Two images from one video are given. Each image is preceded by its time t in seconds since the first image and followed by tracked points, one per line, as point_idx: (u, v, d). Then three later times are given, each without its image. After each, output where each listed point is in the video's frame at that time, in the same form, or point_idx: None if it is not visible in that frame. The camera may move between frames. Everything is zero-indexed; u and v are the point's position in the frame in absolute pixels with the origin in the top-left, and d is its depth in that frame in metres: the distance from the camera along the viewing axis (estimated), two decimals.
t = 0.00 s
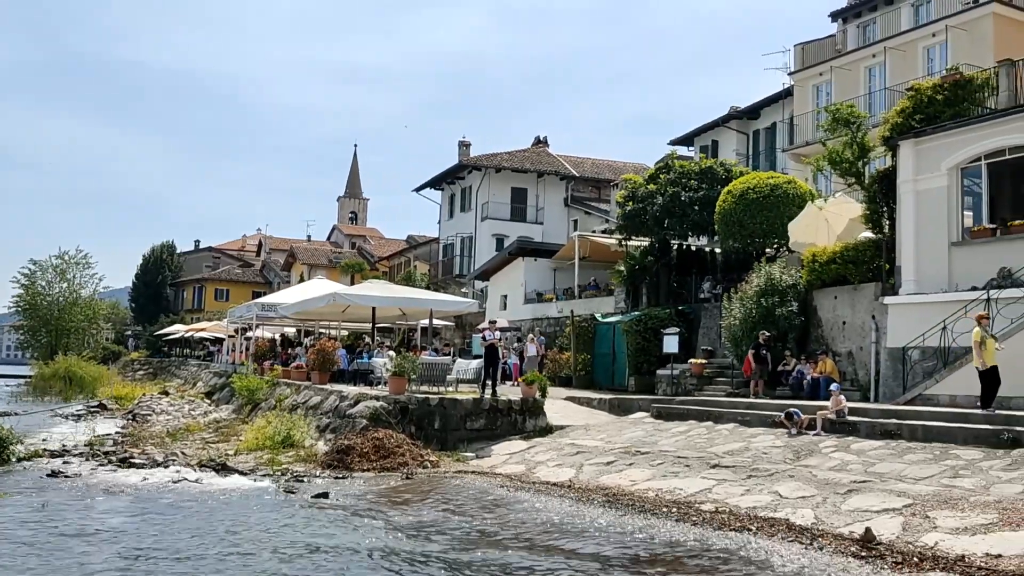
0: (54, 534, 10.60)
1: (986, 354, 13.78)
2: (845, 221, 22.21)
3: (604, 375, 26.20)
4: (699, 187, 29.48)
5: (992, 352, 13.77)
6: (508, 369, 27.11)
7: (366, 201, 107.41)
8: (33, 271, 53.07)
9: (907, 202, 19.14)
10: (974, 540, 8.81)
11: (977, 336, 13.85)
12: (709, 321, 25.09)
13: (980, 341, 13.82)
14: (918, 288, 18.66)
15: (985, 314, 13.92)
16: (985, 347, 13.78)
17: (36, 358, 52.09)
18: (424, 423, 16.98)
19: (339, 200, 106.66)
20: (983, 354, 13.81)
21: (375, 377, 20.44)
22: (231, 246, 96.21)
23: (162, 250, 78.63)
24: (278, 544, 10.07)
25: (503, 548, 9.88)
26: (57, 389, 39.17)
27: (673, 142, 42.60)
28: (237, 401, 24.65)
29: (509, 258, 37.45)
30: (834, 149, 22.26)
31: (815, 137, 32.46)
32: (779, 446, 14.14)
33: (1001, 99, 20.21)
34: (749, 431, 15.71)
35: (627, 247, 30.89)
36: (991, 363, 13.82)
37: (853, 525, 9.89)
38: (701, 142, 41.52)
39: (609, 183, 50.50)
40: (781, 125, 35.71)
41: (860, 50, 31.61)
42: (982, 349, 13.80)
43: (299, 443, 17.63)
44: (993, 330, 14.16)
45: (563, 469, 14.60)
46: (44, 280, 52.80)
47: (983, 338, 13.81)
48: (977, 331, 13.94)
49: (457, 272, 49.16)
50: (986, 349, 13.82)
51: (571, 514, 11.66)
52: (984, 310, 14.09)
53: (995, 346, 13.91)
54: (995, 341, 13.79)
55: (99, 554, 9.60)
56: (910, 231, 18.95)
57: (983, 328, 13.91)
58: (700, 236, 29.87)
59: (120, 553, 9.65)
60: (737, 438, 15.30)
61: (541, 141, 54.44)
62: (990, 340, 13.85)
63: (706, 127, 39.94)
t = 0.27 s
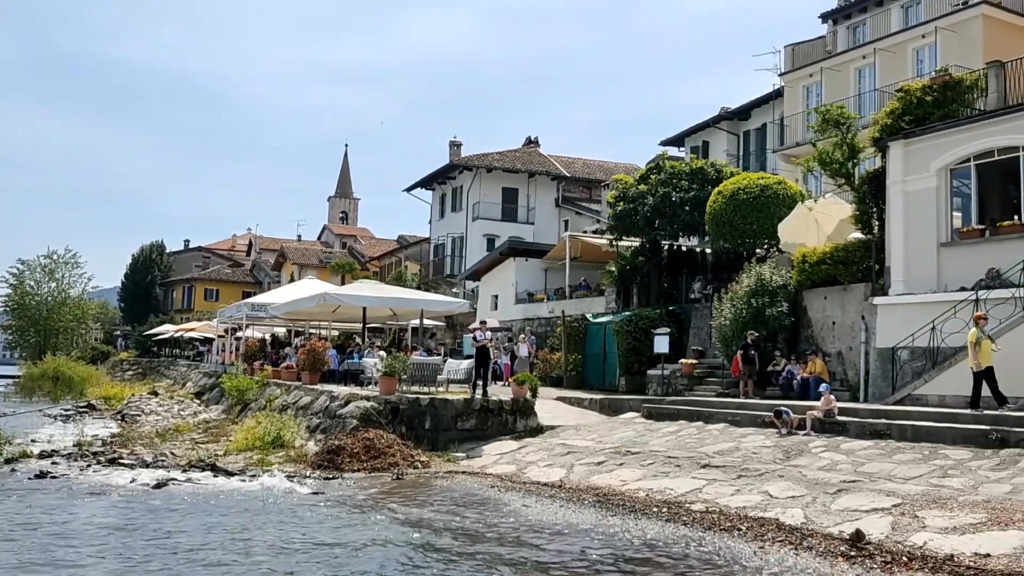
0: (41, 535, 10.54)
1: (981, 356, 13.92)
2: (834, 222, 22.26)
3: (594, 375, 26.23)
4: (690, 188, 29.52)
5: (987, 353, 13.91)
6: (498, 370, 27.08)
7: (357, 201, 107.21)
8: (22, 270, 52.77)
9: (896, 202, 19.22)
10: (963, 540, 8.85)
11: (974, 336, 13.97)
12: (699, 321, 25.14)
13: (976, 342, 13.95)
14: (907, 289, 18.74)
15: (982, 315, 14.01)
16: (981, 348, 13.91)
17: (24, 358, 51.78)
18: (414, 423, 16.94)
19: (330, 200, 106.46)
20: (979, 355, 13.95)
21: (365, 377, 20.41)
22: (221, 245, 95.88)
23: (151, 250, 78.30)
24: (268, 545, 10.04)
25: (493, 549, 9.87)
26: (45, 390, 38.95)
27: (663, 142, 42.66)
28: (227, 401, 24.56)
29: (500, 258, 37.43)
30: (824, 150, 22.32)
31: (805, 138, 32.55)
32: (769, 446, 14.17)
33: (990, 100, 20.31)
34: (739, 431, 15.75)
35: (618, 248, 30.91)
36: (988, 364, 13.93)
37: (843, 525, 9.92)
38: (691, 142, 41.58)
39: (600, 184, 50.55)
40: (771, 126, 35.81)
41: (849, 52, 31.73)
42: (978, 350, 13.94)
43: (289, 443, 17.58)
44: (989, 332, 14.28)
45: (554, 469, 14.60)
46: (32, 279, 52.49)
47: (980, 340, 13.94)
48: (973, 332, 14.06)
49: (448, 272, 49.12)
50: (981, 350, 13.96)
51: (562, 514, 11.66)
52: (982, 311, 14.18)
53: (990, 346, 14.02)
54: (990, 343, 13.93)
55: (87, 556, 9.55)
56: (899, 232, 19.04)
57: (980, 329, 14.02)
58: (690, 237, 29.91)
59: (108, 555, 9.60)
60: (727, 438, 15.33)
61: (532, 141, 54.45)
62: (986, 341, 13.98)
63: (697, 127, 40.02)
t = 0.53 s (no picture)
0: (22, 537, 10.44)
1: (974, 356, 13.83)
2: (818, 223, 22.37)
3: (579, 375, 26.26)
4: (675, 189, 29.60)
5: (979, 354, 13.82)
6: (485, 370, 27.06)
7: (342, 201, 106.92)
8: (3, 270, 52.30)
9: (879, 204, 19.33)
10: (945, 539, 8.91)
11: (967, 337, 13.86)
12: (684, 321, 25.25)
13: (968, 342, 13.84)
14: (890, 289, 18.87)
15: (976, 316, 13.95)
16: (974, 349, 13.82)
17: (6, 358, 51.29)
18: (399, 423, 16.88)
19: (315, 200, 106.13)
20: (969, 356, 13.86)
21: (350, 377, 20.35)
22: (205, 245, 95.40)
23: (134, 249, 77.83)
24: (251, 546, 9.99)
25: (478, 549, 9.85)
26: (26, 390, 38.64)
27: (648, 143, 42.75)
28: (211, 402, 24.43)
29: (485, 258, 37.44)
30: (808, 152, 22.44)
31: (790, 139, 32.70)
32: (754, 446, 14.22)
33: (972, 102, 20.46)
34: (723, 431, 15.80)
35: (603, 248, 30.96)
36: (977, 365, 13.85)
37: (826, 525, 9.97)
38: (676, 143, 41.69)
39: (586, 184, 50.62)
40: (756, 127, 35.97)
41: (833, 54, 31.91)
42: (969, 351, 13.84)
43: (273, 444, 17.51)
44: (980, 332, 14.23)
45: (539, 470, 14.60)
46: (14, 278, 52.04)
47: (972, 340, 13.84)
48: (965, 333, 13.96)
49: (434, 272, 49.08)
50: (973, 351, 13.86)
51: (546, 514, 11.66)
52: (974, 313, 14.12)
53: (983, 348, 13.94)
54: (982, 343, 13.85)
55: (67, 557, 9.46)
56: (882, 233, 19.15)
57: (973, 330, 13.94)
58: (675, 238, 29.98)
59: (90, 557, 9.52)
60: (712, 438, 15.37)
61: (518, 142, 54.48)
62: (978, 342, 13.91)
63: (682, 128, 40.15)
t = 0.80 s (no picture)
0: None
1: (959, 356, 13.93)
2: (797, 225, 22.50)
3: (561, 376, 26.28)
4: (656, 190, 29.71)
5: (966, 354, 13.89)
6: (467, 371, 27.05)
7: (323, 201, 106.48)
8: None
9: (857, 206, 19.47)
10: (921, 538, 8.99)
11: (953, 337, 13.99)
12: (665, 322, 25.35)
13: (954, 342, 13.97)
14: (868, 291, 19.03)
15: (963, 317, 14.08)
16: (960, 348, 13.93)
17: None
18: (380, 424, 16.82)
19: (295, 199, 105.62)
20: (956, 356, 13.95)
21: (331, 378, 20.28)
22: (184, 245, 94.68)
23: (112, 249, 77.17)
24: (230, 548, 9.93)
25: (459, 551, 9.83)
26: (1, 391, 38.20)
27: (630, 145, 42.86)
28: (189, 402, 24.26)
29: (466, 259, 37.42)
30: (787, 154, 22.59)
31: (770, 142, 32.90)
32: (733, 446, 14.29)
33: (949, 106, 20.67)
34: (704, 432, 15.88)
35: (584, 249, 31.01)
36: (964, 365, 13.91)
37: (804, 524, 10.03)
38: (657, 145, 41.83)
39: (567, 186, 50.70)
40: (737, 129, 36.18)
41: (813, 57, 32.15)
42: (956, 351, 13.94)
43: (253, 445, 17.42)
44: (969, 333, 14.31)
45: (520, 470, 14.61)
46: None
47: (959, 340, 13.96)
48: (953, 333, 14.10)
49: (415, 272, 48.98)
50: (960, 351, 13.96)
51: (527, 515, 11.66)
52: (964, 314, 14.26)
53: (970, 348, 14.00)
54: (969, 343, 13.93)
55: (44, 560, 9.37)
56: (860, 235, 19.29)
57: (960, 330, 14.06)
58: (656, 239, 30.09)
59: (65, 559, 9.43)
60: (692, 438, 15.44)
61: (500, 142, 54.48)
62: (965, 342, 14.00)
63: (663, 130, 40.29)
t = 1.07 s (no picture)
0: None
1: (941, 358, 14.01)
2: (774, 227, 22.64)
3: (539, 377, 26.31)
4: (634, 193, 29.80)
5: (948, 355, 13.99)
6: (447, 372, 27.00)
7: (300, 202, 105.95)
8: None
9: (833, 209, 19.63)
10: (895, 538, 9.08)
11: (935, 339, 14.09)
12: (642, 324, 25.44)
13: (937, 344, 14.05)
14: (844, 293, 19.19)
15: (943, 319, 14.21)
16: (941, 350, 14.02)
17: None
18: (358, 426, 16.74)
19: (272, 200, 104.98)
20: (940, 358, 14.03)
21: (308, 379, 20.17)
22: (159, 245, 93.84)
23: (86, 249, 76.38)
24: (205, 551, 9.84)
25: (436, 553, 9.80)
26: None
27: (608, 147, 42.95)
28: (164, 404, 24.05)
29: (445, 261, 37.37)
30: (764, 157, 22.73)
31: (747, 144, 33.11)
32: (710, 447, 14.36)
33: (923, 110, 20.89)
34: (681, 433, 15.95)
35: (563, 251, 31.04)
36: (945, 366, 14.00)
37: (780, 525, 10.10)
38: (636, 147, 41.97)
39: (546, 187, 50.77)
40: (715, 132, 36.38)
41: (790, 61, 32.39)
42: (939, 352, 14.02)
43: (229, 447, 17.30)
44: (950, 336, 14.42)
45: (498, 472, 14.60)
46: None
47: (941, 342, 14.05)
48: (934, 335, 14.20)
49: (393, 274, 48.85)
50: (943, 352, 14.04)
51: (504, 517, 11.65)
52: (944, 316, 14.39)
53: (951, 350, 14.11)
54: (951, 345, 14.03)
55: (15, 564, 9.25)
56: (836, 238, 19.45)
57: (941, 332, 14.17)
58: (635, 241, 30.18)
59: (37, 563, 9.30)
60: (669, 439, 15.50)
61: (479, 144, 54.46)
62: (947, 344, 14.09)
63: (641, 132, 40.44)
